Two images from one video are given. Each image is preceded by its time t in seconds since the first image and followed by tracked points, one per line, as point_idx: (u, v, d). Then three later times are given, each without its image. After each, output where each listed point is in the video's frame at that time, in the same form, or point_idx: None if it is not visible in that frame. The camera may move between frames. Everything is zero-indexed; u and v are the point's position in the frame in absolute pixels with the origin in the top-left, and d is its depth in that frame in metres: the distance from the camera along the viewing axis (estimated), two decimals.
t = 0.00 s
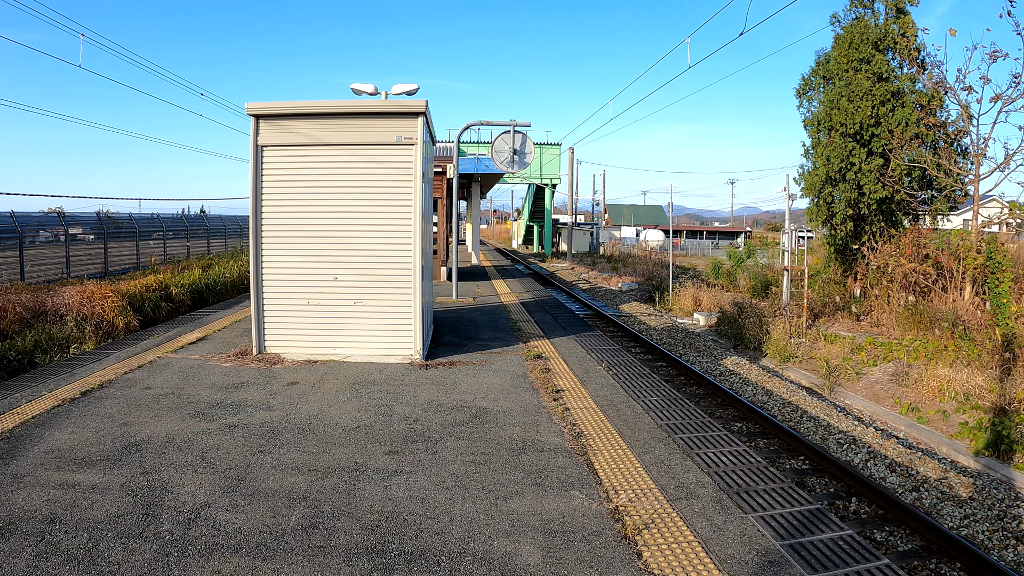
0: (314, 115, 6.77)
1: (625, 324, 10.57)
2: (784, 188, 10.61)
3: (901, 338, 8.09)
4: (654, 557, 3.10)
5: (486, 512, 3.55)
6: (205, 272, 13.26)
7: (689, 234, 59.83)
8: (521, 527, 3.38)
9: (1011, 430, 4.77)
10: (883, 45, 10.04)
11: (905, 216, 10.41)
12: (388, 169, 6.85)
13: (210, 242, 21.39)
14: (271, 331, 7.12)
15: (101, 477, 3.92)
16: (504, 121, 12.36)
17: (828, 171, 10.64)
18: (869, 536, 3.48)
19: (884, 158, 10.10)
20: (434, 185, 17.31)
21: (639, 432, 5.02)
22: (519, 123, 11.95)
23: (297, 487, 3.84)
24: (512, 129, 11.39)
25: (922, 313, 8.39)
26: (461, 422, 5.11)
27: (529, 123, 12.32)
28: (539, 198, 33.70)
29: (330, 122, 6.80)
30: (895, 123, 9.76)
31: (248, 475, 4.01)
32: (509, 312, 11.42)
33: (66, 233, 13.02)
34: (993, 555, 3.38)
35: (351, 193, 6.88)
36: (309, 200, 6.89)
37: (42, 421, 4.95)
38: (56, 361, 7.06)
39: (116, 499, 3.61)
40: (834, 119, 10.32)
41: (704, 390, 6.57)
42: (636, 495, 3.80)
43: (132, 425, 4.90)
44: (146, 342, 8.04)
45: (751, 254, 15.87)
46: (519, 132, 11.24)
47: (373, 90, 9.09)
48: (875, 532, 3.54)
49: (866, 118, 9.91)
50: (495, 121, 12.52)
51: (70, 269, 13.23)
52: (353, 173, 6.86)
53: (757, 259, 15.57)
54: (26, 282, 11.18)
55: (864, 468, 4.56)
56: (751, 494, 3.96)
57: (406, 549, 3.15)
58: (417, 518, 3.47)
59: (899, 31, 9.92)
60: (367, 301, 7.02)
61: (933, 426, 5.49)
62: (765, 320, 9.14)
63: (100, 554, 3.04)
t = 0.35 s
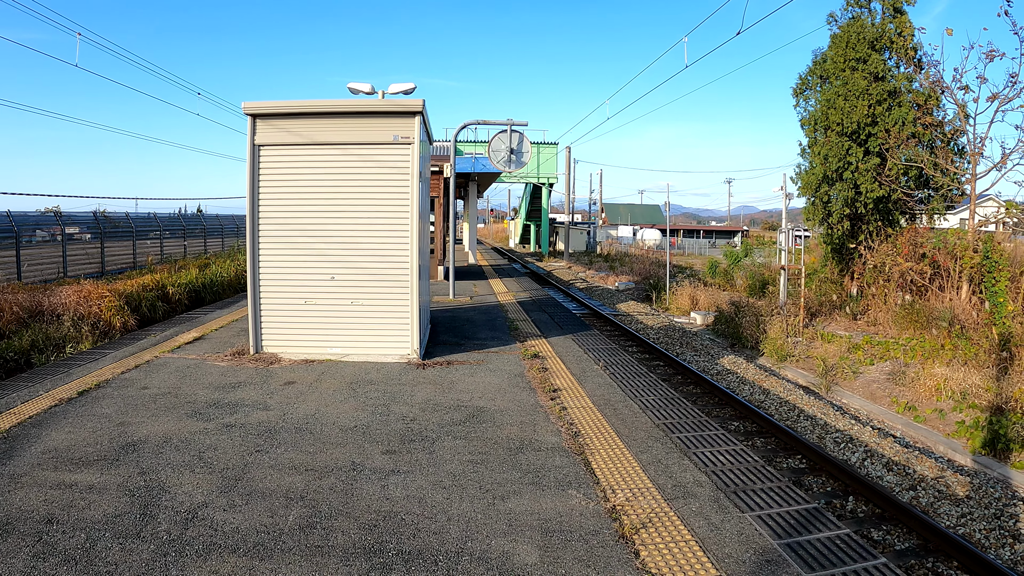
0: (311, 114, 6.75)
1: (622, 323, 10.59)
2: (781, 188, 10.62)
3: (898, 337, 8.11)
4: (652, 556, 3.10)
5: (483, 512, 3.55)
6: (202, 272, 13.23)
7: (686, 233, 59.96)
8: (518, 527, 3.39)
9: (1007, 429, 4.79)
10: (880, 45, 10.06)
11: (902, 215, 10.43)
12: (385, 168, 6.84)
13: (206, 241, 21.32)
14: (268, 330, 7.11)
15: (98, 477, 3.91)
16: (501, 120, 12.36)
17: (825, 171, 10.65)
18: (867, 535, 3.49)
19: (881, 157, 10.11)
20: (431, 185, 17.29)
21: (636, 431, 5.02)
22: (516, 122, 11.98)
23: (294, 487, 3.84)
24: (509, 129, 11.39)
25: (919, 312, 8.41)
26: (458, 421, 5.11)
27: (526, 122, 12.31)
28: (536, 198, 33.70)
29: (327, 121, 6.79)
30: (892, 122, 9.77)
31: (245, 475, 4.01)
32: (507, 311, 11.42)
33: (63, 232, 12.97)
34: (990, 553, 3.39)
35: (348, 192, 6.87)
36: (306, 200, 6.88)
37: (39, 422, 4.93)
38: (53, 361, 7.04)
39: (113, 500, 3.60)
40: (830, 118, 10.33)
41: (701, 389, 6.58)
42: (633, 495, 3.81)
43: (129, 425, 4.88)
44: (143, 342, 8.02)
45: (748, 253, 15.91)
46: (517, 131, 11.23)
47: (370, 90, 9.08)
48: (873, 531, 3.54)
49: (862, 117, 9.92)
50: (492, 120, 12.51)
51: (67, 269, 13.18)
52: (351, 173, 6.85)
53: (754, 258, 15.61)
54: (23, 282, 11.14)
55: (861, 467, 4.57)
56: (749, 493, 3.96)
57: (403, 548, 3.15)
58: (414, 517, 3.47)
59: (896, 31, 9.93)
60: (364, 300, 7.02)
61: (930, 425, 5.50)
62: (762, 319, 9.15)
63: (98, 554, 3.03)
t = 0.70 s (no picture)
0: (309, 114, 6.75)
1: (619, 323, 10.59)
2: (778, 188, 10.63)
3: (895, 337, 8.12)
4: (648, 556, 3.11)
5: (480, 511, 3.55)
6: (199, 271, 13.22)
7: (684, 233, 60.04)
8: (515, 527, 3.38)
9: (1004, 429, 4.80)
10: (876, 45, 10.08)
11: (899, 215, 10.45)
12: (382, 167, 6.84)
13: (204, 241, 21.29)
14: (265, 330, 7.10)
15: (95, 477, 3.90)
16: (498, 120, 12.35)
17: (822, 171, 10.67)
18: (863, 535, 3.50)
19: (878, 158, 10.13)
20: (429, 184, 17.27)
21: (633, 431, 5.02)
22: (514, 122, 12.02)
23: (291, 486, 3.83)
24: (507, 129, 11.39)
25: (916, 312, 8.43)
26: (455, 421, 5.11)
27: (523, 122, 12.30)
28: (534, 198, 33.71)
29: (325, 120, 6.79)
30: (889, 122, 9.79)
31: (242, 474, 4.00)
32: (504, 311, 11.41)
33: (60, 232, 12.94)
34: (987, 553, 3.40)
35: (345, 192, 6.87)
36: (303, 200, 6.87)
37: (35, 421, 4.92)
38: (50, 360, 7.03)
39: (109, 499, 3.60)
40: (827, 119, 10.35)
41: (698, 389, 6.58)
42: (630, 494, 3.81)
43: (126, 424, 4.87)
44: (140, 341, 8.01)
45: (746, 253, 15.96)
46: (514, 131, 11.23)
47: (367, 90, 9.08)
48: (869, 531, 3.55)
49: (859, 117, 9.93)
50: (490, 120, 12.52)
51: (64, 268, 13.15)
52: (348, 172, 6.84)
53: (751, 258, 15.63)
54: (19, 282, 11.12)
55: (858, 466, 4.58)
56: (745, 493, 3.97)
57: (400, 547, 3.15)
58: (411, 516, 3.47)
59: (893, 31, 9.95)
60: (361, 300, 7.01)
61: (927, 424, 5.51)
62: (759, 319, 9.17)
63: (95, 554, 3.02)
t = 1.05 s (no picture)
0: (306, 113, 6.73)
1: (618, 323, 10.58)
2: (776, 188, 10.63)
3: (893, 337, 8.13)
4: (646, 556, 3.11)
5: (477, 511, 3.54)
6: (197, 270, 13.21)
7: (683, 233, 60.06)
8: (513, 526, 3.38)
9: (1002, 429, 4.80)
10: (874, 45, 10.09)
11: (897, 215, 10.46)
12: (381, 167, 6.83)
13: (202, 240, 21.27)
14: (263, 329, 7.09)
15: (93, 476, 3.89)
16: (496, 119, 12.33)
17: (820, 171, 10.68)
18: (861, 535, 3.50)
19: (876, 157, 10.14)
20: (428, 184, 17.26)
21: (631, 431, 5.02)
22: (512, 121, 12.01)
23: (289, 486, 3.83)
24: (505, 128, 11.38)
25: (914, 313, 8.44)
26: (453, 420, 5.11)
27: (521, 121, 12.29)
28: (532, 198, 33.70)
29: (323, 120, 6.78)
30: (887, 122, 9.80)
31: (240, 474, 4.00)
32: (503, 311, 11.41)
33: (58, 231, 12.91)
34: (984, 552, 3.40)
35: (343, 191, 6.86)
36: (301, 199, 6.86)
37: (33, 421, 4.91)
38: (48, 359, 7.03)
39: (107, 499, 3.59)
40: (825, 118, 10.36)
41: (696, 388, 6.58)
42: (628, 494, 3.81)
43: (124, 424, 4.87)
44: (138, 341, 8.00)
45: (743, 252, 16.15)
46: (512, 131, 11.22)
47: (365, 89, 9.06)
48: (867, 531, 3.56)
49: (857, 117, 9.94)
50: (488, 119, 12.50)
51: (62, 267, 13.12)
52: (346, 171, 6.84)
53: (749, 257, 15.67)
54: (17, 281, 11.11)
55: (856, 466, 4.59)
56: (743, 492, 3.97)
57: (397, 547, 3.14)
58: (409, 516, 3.47)
59: (891, 31, 9.96)
60: (359, 300, 7.00)
61: (924, 424, 5.52)
62: (757, 319, 9.18)
63: (92, 553, 3.02)
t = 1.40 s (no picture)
0: (306, 113, 6.73)
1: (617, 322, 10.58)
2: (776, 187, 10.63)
3: (892, 336, 8.14)
4: (647, 555, 3.11)
5: (478, 510, 3.54)
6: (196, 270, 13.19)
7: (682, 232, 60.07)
8: (513, 525, 3.38)
9: (1001, 428, 4.81)
10: (873, 44, 10.10)
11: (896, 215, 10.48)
12: (381, 166, 6.83)
13: (201, 239, 21.26)
14: (262, 328, 7.09)
15: (93, 476, 3.89)
16: (496, 119, 12.33)
17: (819, 170, 10.69)
18: (861, 534, 3.51)
19: (875, 157, 10.14)
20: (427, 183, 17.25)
21: (631, 430, 5.02)
22: (512, 120, 12.00)
23: (290, 485, 3.83)
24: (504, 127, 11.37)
25: (913, 312, 8.46)
26: (453, 420, 5.11)
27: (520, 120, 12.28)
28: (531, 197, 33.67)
29: (322, 119, 6.77)
30: (886, 121, 9.82)
31: (240, 473, 3.99)
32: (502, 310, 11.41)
33: (57, 230, 12.90)
34: (983, 551, 3.41)
35: (343, 191, 6.85)
36: (301, 198, 6.86)
37: (33, 420, 4.90)
38: (47, 359, 7.03)
39: (108, 499, 3.59)
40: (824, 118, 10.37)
41: (695, 387, 6.59)
42: (628, 493, 3.81)
43: (124, 423, 4.86)
44: (138, 340, 8.00)
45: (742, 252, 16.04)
46: (511, 130, 11.21)
47: (365, 87, 9.05)
48: (866, 530, 3.57)
49: (856, 117, 9.95)
50: (488, 119, 12.49)
51: (61, 267, 13.10)
52: (346, 171, 6.83)
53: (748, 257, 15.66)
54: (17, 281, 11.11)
55: (855, 465, 4.60)
56: (743, 491, 3.98)
57: (399, 547, 3.14)
58: (409, 515, 3.47)
59: (890, 31, 9.97)
60: (359, 299, 7.00)
61: (923, 423, 5.53)
62: (757, 318, 9.19)
63: (93, 553, 3.01)
